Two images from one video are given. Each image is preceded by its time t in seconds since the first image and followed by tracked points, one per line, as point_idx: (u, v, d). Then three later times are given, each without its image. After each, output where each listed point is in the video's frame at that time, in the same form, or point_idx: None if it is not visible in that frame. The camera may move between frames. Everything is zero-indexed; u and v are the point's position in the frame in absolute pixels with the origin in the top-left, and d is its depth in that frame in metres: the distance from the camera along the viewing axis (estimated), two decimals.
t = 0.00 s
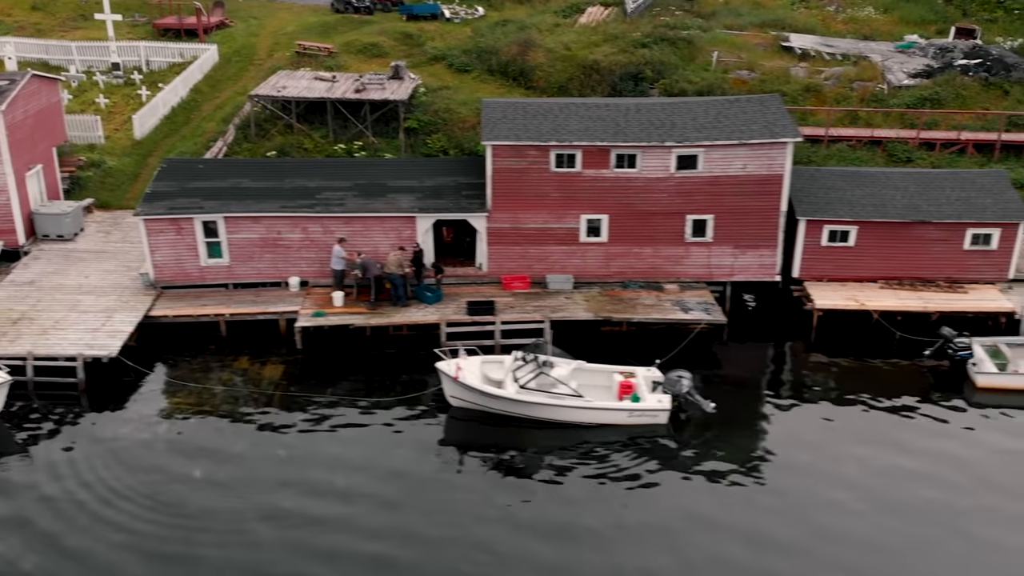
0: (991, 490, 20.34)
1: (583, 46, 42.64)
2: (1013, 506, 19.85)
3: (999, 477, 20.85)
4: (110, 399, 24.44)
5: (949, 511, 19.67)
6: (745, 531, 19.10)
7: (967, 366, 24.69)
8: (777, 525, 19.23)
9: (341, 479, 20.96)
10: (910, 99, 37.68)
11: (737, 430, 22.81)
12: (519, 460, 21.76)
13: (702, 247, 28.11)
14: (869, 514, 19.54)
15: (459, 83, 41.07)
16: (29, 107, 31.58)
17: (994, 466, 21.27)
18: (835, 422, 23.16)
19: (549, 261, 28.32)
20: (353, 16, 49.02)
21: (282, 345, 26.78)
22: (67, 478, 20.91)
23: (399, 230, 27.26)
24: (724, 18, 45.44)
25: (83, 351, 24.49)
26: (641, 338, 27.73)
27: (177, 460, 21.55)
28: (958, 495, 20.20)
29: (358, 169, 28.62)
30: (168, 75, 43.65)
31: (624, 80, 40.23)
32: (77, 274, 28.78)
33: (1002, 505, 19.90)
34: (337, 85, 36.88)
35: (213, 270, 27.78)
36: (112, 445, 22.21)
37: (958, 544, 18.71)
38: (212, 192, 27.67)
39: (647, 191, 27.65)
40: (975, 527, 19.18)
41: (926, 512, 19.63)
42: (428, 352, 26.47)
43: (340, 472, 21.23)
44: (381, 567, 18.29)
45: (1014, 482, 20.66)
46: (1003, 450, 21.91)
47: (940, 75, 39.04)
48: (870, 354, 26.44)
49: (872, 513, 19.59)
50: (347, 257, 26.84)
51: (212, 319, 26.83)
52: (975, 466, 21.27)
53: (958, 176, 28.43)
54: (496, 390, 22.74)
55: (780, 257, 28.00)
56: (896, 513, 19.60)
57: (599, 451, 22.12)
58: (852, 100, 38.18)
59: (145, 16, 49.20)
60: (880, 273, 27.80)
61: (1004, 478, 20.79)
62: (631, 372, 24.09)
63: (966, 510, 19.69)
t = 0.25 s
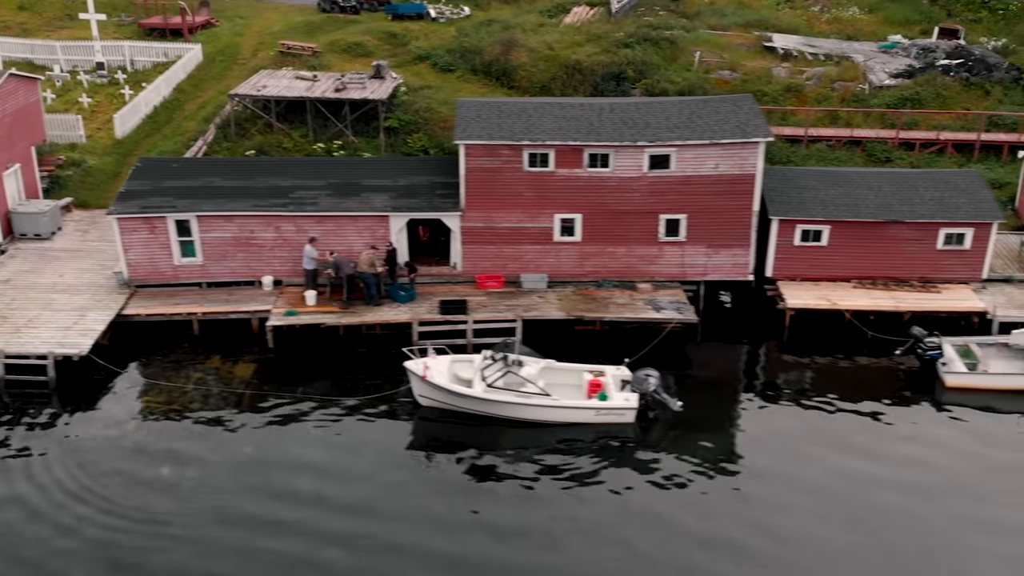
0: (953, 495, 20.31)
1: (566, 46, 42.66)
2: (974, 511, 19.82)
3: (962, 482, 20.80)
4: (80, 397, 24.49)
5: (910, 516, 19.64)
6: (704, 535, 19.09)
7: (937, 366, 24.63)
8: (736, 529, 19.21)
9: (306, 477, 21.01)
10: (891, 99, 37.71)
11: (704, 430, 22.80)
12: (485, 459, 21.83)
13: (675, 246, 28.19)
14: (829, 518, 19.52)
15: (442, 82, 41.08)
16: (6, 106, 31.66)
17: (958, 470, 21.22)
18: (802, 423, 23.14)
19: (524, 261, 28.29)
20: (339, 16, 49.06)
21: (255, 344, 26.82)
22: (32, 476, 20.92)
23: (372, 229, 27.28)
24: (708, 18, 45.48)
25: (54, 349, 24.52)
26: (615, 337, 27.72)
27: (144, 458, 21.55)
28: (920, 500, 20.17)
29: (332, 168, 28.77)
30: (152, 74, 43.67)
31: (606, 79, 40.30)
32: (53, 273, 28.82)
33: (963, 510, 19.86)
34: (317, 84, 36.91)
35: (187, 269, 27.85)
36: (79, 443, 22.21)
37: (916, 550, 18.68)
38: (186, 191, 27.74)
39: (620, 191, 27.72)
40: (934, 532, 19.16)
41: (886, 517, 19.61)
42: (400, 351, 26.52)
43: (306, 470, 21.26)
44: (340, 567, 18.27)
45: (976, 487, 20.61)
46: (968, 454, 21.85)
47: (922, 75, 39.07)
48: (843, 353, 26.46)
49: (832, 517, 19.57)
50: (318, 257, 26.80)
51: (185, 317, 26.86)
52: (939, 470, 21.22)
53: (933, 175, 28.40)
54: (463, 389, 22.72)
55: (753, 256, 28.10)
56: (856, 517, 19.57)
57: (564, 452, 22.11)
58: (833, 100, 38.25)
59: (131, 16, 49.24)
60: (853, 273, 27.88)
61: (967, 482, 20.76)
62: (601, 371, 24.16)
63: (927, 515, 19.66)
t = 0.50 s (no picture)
0: (915, 499, 20.19)
1: (549, 46, 42.67)
2: (935, 514, 19.73)
3: (925, 485, 20.68)
4: (50, 395, 24.48)
5: (870, 520, 19.55)
6: (662, 539, 19.04)
7: (906, 365, 24.65)
8: (695, 534, 19.16)
9: (269, 477, 20.98)
10: (871, 100, 37.74)
11: (670, 432, 22.73)
12: (450, 457, 21.86)
13: (648, 245, 28.30)
14: (789, 522, 19.44)
15: (424, 82, 41.09)
16: None
17: (922, 473, 21.10)
18: (769, 426, 23.06)
19: (498, 260, 28.26)
20: (325, 15, 49.09)
21: (228, 343, 26.84)
22: None
23: (345, 228, 27.30)
24: (692, 19, 45.53)
25: (24, 347, 24.50)
26: (588, 336, 27.74)
27: (109, 456, 21.54)
28: (882, 503, 20.08)
29: (306, 167, 28.63)
30: (136, 73, 43.67)
31: (587, 79, 40.32)
32: (27, 271, 28.81)
33: (924, 514, 19.77)
34: (298, 83, 36.93)
35: (160, 267, 27.88)
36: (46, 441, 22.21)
37: (874, 554, 18.60)
38: (159, 190, 27.75)
39: (594, 190, 27.77)
40: (894, 536, 19.09)
41: (846, 520, 19.53)
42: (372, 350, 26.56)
43: (271, 468, 21.25)
44: (299, 566, 18.27)
45: (939, 490, 20.50)
46: (934, 457, 21.72)
47: (903, 75, 39.08)
48: (814, 352, 26.52)
49: (791, 521, 19.50)
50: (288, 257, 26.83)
51: (158, 315, 26.87)
52: (903, 473, 21.10)
53: (907, 175, 28.44)
54: (430, 389, 22.71)
55: (726, 255, 28.27)
56: (817, 521, 19.48)
57: (529, 453, 22.05)
58: (814, 100, 38.34)
59: (117, 16, 49.27)
60: (826, 272, 28.07)
61: (930, 485, 20.65)
62: (569, 370, 24.12)
63: (888, 520, 19.56)
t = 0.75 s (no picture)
0: (877, 502, 20.04)
1: (532, 46, 42.69)
2: (896, 517, 19.60)
3: (888, 487, 20.51)
4: (19, 394, 24.48)
5: (830, 523, 19.42)
6: (619, 543, 18.95)
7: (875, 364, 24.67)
8: (652, 538, 19.07)
9: (232, 476, 20.97)
10: (851, 100, 37.83)
11: (635, 433, 22.64)
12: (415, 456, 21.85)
13: (621, 244, 28.37)
14: (747, 526, 19.34)
15: (406, 82, 41.12)
16: None
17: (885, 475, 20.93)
18: (735, 427, 22.91)
19: (471, 259, 28.24)
20: (310, 14, 49.10)
21: (200, 342, 26.86)
22: None
23: (318, 227, 27.34)
24: (676, 19, 45.63)
25: None
26: (561, 335, 27.61)
27: (75, 454, 21.56)
28: (843, 505, 19.95)
29: (279, 166, 28.63)
30: (119, 72, 43.68)
31: (569, 79, 40.34)
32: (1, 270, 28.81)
33: (884, 517, 19.62)
34: (278, 82, 36.99)
35: (133, 266, 27.89)
36: (12, 439, 22.21)
37: (831, 558, 18.49)
38: (132, 188, 27.78)
39: (566, 190, 27.80)
40: (853, 539, 18.99)
41: (805, 523, 19.42)
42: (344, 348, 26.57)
43: (236, 466, 21.30)
44: (259, 565, 18.35)
45: (901, 492, 20.35)
46: (899, 458, 21.53)
47: (883, 75, 39.10)
48: (785, 351, 26.54)
49: (750, 525, 19.39)
50: (258, 256, 26.86)
51: (130, 314, 26.88)
52: (867, 475, 20.93)
53: (881, 174, 28.48)
54: (396, 388, 22.71)
55: (699, 254, 28.38)
56: (775, 525, 19.37)
57: (492, 454, 21.95)
58: (794, 100, 38.49)
59: (102, 15, 49.27)
60: (798, 271, 28.19)
61: (892, 487, 20.51)
62: (538, 369, 24.21)
63: (848, 523, 19.43)
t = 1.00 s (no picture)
0: (837, 506, 19.99)
1: (514, 45, 42.67)
2: (855, 521, 19.55)
3: (849, 491, 20.45)
4: None
5: (789, 527, 19.37)
6: (576, 546, 18.88)
7: (844, 363, 24.70)
8: (609, 542, 19.00)
9: (194, 475, 20.97)
10: (831, 100, 37.89)
11: (600, 435, 22.57)
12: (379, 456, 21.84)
13: (595, 244, 28.43)
14: (706, 530, 19.27)
15: (388, 81, 41.08)
16: None
17: (847, 478, 20.86)
18: (700, 430, 22.81)
19: (444, 258, 28.15)
20: (295, 13, 49.10)
21: (171, 341, 26.87)
22: None
23: (290, 226, 27.39)
24: (659, 19, 45.68)
25: None
26: (533, 334, 27.66)
27: (40, 453, 21.57)
28: (803, 509, 19.90)
29: (252, 165, 28.75)
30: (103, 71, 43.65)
31: (550, 79, 40.32)
32: None
33: (842, 521, 19.54)
34: (257, 81, 37.04)
35: (106, 265, 27.89)
36: None
37: (788, 563, 18.44)
38: (105, 187, 27.82)
39: (539, 189, 27.80)
40: (810, 543, 18.95)
41: (764, 527, 19.37)
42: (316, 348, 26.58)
43: (200, 465, 21.32)
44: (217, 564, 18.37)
45: (862, 497, 20.28)
46: (862, 462, 21.45)
47: (864, 75, 39.12)
48: (755, 351, 26.64)
49: (708, 528, 19.34)
50: (226, 256, 26.90)
51: (102, 313, 26.88)
52: (829, 478, 20.86)
53: (853, 174, 28.68)
54: (362, 386, 22.72)
55: (671, 254, 28.49)
56: (734, 529, 19.31)
57: (454, 457, 21.87)
58: (774, 100, 38.63)
59: (88, 14, 49.25)
60: (771, 270, 28.36)
61: (854, 491, 20.45)
62: (508, 367, 24.26)
63: (807, 527, 19.38)
